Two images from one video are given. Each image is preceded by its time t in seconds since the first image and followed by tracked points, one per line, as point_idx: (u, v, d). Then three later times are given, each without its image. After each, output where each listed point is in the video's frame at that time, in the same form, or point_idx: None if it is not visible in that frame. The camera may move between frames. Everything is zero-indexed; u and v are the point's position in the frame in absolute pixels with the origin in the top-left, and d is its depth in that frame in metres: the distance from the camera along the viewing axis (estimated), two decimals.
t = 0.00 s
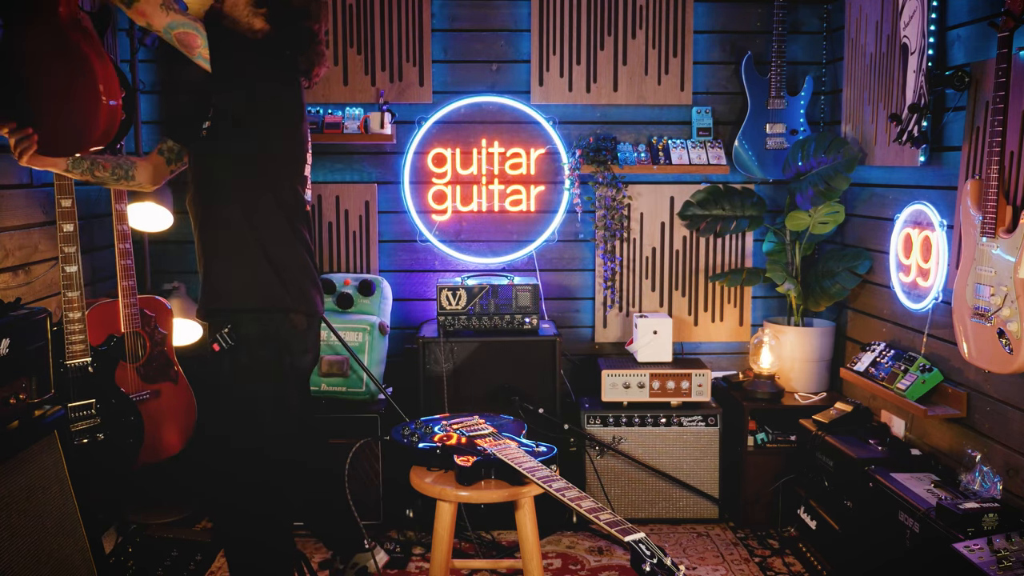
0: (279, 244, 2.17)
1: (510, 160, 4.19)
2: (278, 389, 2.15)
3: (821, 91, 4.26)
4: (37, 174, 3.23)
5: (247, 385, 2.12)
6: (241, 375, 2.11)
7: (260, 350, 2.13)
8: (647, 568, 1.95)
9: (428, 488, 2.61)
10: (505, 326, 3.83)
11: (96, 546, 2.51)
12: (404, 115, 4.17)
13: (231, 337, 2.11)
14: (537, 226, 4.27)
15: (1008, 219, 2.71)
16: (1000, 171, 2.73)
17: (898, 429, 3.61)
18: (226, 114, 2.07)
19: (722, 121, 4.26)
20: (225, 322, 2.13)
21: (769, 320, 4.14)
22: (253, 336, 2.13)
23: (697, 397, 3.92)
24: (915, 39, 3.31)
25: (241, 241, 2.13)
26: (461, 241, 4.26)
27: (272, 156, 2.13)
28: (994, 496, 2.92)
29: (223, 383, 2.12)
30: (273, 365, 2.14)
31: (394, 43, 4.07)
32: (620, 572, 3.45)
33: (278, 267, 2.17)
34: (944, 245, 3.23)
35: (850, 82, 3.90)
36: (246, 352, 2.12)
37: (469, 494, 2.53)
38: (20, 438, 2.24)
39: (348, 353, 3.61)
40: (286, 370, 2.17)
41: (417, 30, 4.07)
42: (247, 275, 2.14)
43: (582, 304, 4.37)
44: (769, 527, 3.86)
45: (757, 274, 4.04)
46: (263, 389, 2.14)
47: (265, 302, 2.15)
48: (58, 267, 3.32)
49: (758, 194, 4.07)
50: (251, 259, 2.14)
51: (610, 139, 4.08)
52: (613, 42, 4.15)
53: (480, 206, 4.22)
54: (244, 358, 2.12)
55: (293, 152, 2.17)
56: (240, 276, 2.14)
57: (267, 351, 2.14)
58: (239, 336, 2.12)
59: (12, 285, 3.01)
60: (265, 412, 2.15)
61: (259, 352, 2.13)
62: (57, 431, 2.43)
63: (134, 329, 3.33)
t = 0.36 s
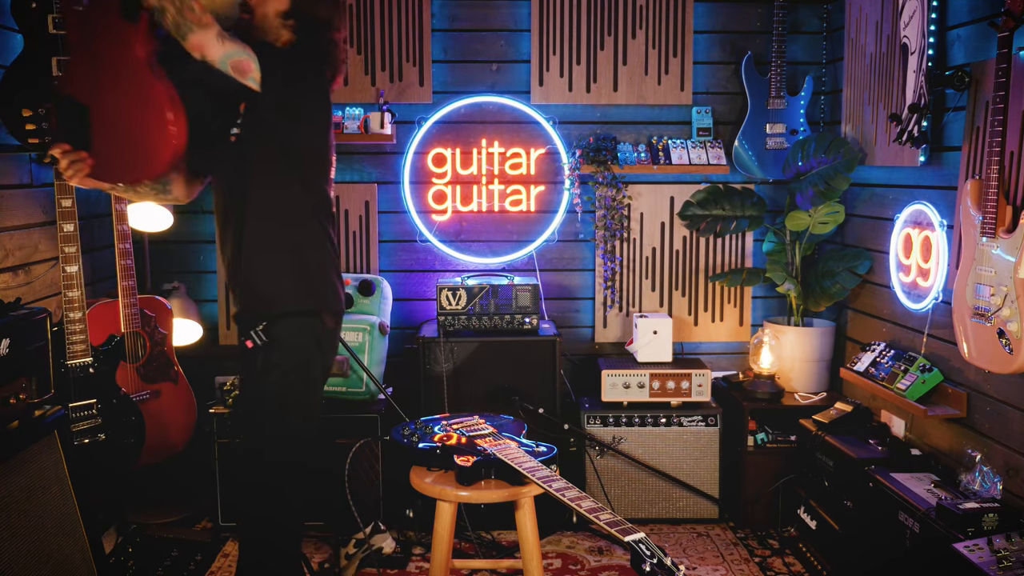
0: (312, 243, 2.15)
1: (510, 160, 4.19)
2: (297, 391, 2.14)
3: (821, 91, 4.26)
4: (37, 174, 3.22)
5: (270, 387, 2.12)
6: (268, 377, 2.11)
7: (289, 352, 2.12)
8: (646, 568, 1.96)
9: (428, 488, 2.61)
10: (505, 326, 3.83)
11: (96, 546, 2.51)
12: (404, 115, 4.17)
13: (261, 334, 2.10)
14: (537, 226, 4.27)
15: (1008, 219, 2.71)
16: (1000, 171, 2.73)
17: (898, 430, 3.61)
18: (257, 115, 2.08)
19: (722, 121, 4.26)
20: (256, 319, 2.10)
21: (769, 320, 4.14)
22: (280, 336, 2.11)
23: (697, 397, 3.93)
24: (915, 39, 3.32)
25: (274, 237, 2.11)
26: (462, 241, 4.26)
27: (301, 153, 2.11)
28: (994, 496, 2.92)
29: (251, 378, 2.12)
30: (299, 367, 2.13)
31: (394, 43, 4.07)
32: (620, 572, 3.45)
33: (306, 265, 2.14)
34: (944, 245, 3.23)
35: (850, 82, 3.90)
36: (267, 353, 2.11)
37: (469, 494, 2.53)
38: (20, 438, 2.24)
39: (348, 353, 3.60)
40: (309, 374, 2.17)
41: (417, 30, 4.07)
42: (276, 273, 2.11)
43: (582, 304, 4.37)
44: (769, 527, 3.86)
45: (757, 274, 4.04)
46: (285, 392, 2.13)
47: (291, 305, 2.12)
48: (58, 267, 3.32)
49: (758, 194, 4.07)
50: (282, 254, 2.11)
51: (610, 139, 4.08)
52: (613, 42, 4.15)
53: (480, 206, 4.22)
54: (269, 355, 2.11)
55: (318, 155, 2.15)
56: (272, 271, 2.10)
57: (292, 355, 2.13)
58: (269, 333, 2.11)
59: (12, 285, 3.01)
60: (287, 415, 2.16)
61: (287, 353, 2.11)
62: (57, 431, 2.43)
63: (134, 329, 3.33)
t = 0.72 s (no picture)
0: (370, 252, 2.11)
1: (510, 160, 4.19)
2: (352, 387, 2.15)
3: (821, 91, 4.26)
4: (37, 174, 3.22)
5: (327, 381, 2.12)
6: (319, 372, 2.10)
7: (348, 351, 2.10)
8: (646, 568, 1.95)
9: (428, 489, 2.61)
10: (505, 326, 3.83)
11: (97, 546, 2.51)
12: (404, 115, 4.17)
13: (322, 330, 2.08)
14: (537, 226, 4.27)
15: (1008, 220, 2.72)
16: (1000, 171, 2.73)
17: (898, 429, 3.61)
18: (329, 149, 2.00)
19: (722, 121, 4.26)
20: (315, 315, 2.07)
21: (770, 320, 4.14)
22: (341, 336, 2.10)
23: (697, 397, 3.93)
24: (915, 39, 3.31)
25: (337, 246, 2.08)
26: (461, 241, 4.26)
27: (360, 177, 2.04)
28: (994, 496, 2.92)
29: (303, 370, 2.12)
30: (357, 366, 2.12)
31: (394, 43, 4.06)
32: (620, 572, 3.45)
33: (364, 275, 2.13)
34: (944, 245, 3.23)
35: (850, 82, 3.90)
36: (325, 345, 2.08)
37: (469, 494, 2.53)
38: (20, 438, 2.24)
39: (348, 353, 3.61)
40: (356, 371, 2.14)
41: (417, 30, 4.06)
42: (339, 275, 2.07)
43: (582, 304, 4.37)
44: (769, 527, 3.86)
45: (757, 274, 4.04)
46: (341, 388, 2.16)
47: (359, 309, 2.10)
48: (58, 267, 3.33)
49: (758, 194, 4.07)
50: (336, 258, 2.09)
51: (610, 139, 4.09)
52: (613, 42, 4.14)
53: (480, 206, 4.22)
54: (330, 351, 2.10)
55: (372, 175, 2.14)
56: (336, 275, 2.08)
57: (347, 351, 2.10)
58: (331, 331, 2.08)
59: (12, 285, 3.01)
60: (339, 407, 2.19)
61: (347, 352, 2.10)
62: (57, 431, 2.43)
63: (134, 329, 3.33)
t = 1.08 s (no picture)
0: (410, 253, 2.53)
1: (510, 160, 4.19)
2: (405, 365, 2.52)
3: (821, 91, 4.26)
4: (37, 174, 3.22)
5: (387, 349, 2.50)
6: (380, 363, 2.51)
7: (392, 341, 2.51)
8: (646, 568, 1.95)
9: (428, 488, 2.61)
10: (505, 326, 3.83)
11: (97, 546, 2.50)
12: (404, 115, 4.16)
13: (370, 326, 2.50)
14: (537, 226, 4.27)
15: (1008, 220, 2.72)
16: (1000, 171, 2.73)
17: (898, 429, 3.61)
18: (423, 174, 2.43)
19: (722, 121, 4.27)
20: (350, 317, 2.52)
21: (769, 320, 4.14)
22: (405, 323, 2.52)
23: (697, 397, 3.93)
24: (915, 39, 3.32)
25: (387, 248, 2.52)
26: (461, 241, 4.26)
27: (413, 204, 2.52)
28: (994, 496, 2.92)
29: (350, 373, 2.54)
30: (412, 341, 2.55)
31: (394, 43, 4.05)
32: (620, 572, 3.45)
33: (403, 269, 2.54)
34: (944, 245, 3.23)
35: (851, 82, 3.90)
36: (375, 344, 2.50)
37: (469, 494, 2.53)
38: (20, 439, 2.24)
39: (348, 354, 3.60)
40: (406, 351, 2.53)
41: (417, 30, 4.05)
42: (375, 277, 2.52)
43: (582, 304, 4.37)
44: (769, 527, 3.86)
45: (757, 274, 4.04)
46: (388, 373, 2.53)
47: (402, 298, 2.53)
48: (58, 267, 3.33)
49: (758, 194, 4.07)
50: (372, 261, 2.51)
51: (610, 139, 4.09)
52: (613, 42, 4.14)
53: (480, 206, 4.21)
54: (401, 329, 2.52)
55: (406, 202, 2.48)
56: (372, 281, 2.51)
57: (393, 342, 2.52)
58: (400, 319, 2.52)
59: (12, 285, 3.01)
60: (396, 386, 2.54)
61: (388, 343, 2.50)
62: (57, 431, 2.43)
63: (134, 329, 3.33)
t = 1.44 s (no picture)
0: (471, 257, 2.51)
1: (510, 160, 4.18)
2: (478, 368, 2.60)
3: (821, 91, 4.26)
4: (37, 174, 3.22)
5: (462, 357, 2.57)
6: (459, 372, 2.56)
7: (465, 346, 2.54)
8: (646, 568, 1.95)
9: (428, 488, 2.61)
10: (505, 326, 3.84)
11: (97, 546, 2.51)
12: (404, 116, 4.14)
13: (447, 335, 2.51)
14: (537, 226, 4.26)
15: (1008, 219, 2.72)
16: (1000, 171, 2.73)
17: (898, 429, 3.61)
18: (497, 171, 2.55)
19: (722, 121, 4.27)
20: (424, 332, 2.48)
21: (769, 320, 4.14)
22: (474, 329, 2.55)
23: (697, 397, 3.93)
24: (915, 39, 3.32)
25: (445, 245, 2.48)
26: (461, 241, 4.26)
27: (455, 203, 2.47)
28: (994, 496, 2.92)
29: (419, 381, 2.56)
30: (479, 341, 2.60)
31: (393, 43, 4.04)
32: (620, 572, 3.45)
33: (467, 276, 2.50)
34: (944, 245, 3.23)
35: (851, 82, 3.90)
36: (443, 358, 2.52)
37: (469, 494, 2.53)
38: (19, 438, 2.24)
39: (348, 354, 3.61)
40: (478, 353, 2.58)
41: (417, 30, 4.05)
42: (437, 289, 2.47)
43: (582, 304, 4.37)
44: (769, 527, 3.86)
45: (757, 274, 4.04)
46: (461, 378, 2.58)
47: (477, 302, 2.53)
48: (58, 267, 3.33)
49: (758, 194, 4.07)
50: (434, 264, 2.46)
51: (610, 139, 4.09)
52: (613, 42, 4.13)
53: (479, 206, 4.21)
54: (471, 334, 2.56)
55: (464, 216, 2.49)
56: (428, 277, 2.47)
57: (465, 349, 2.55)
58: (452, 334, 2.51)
59: (12, 285, 3.01)
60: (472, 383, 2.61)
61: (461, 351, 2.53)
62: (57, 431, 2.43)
63: (134, 329, 3.33)
